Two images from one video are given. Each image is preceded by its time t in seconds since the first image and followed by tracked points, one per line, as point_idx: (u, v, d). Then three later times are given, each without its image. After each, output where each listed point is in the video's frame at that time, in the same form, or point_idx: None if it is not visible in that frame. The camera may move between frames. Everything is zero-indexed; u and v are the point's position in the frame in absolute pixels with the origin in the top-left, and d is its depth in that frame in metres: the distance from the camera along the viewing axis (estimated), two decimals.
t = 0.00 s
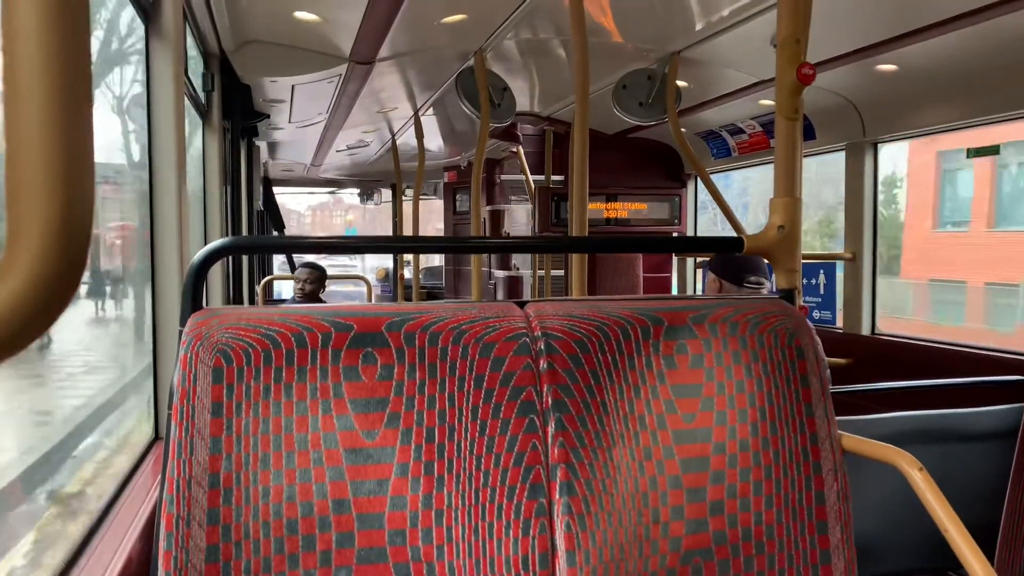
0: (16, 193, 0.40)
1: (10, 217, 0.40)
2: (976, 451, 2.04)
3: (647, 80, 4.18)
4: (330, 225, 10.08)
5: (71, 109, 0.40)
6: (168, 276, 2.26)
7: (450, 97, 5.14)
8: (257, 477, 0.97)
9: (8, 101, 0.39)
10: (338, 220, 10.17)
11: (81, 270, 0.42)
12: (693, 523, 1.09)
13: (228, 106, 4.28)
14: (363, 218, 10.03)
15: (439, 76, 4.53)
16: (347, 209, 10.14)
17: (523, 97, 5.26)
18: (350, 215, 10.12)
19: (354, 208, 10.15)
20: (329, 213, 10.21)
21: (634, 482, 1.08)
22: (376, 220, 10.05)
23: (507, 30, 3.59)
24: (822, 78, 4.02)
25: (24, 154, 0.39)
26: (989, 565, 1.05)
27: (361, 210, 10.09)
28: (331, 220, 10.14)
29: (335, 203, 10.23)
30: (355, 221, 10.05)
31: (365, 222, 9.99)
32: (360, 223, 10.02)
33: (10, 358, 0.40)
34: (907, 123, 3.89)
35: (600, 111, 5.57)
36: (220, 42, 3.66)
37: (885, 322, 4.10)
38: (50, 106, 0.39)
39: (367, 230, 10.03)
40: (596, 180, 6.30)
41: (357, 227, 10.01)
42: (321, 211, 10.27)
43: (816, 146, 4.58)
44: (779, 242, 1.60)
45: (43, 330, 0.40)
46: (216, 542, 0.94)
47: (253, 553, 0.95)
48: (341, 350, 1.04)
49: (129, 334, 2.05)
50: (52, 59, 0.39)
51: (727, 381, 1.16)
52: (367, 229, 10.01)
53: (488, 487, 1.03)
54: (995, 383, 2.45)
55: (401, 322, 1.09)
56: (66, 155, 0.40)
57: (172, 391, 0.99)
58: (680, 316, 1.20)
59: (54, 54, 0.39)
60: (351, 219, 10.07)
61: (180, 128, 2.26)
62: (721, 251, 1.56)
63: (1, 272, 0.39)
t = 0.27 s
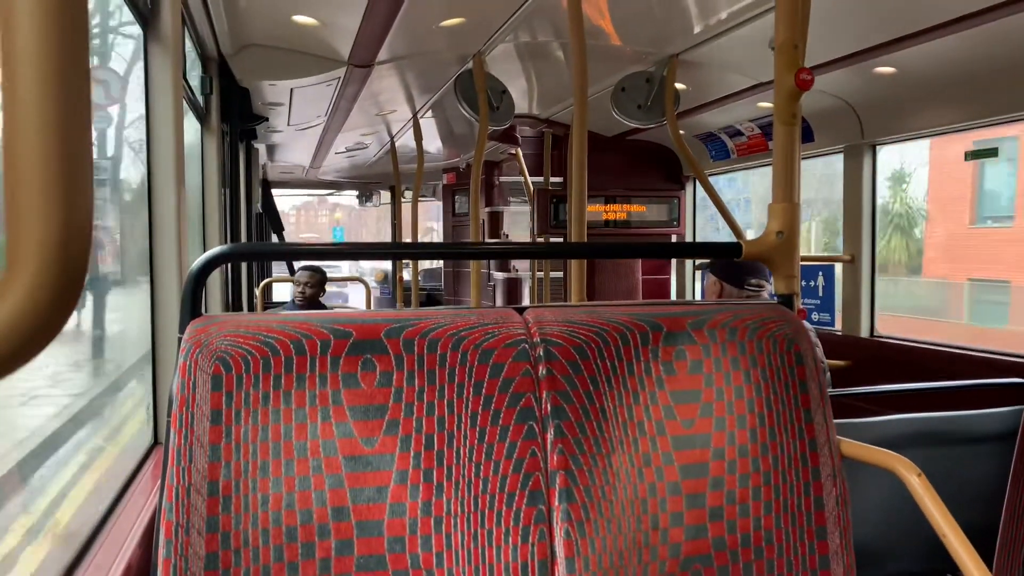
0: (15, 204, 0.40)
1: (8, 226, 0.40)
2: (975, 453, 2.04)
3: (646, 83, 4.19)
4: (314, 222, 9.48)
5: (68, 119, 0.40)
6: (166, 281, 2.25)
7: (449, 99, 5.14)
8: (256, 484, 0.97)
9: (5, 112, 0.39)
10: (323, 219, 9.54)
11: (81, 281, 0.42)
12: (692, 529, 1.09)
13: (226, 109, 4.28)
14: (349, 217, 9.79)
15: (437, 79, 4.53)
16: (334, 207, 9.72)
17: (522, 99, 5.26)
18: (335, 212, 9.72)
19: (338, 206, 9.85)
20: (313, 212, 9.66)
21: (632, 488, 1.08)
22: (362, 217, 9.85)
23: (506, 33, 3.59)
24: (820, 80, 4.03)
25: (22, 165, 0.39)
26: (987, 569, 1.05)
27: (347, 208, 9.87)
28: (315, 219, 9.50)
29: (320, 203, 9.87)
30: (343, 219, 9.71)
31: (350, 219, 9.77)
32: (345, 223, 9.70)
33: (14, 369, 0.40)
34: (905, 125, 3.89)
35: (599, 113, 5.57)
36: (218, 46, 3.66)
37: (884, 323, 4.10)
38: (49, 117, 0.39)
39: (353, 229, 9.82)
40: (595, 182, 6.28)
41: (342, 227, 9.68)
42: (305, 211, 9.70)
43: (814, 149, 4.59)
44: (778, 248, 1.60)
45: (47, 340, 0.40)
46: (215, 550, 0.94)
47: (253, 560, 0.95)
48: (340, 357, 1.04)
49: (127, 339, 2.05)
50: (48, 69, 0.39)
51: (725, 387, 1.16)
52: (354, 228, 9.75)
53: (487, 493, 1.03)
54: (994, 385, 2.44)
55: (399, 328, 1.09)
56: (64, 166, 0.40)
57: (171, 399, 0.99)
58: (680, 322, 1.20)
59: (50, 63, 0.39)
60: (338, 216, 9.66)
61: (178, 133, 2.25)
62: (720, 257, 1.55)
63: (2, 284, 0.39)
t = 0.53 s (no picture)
0: (13, 202, 0.40)
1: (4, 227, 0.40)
2: (975, 452, 2.04)
3: (646, 82, 4.19)
4: (302, 221, 9.90)
5: (66, 117, 0.40)
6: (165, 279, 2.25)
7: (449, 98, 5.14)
8: (255, 483, 0.97)
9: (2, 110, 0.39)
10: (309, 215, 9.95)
11: (79, 279, 0.42)
12: (691, 529, 1.09)
13: (227, 108, 4.28)
14: (337, 213, 9.91)
15: (438, 78, 4.53)
16: (321, 203, 9.94)
17: (522, 98, 5.26)
18: (322, 208, 9.96)
19: (325, 202, 10.00)
20: (300, 209, 10.06)
21: (632, 488, 1.08)
22: (351, 212, 10.04)
23: (506, 32, 3.59)
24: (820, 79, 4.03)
25: (20, 163, 0.39)
26: (986, 569, 1.06)
27: (335, 204, 9.99)
28: (303, 216, 9.92)
29: (307, 199, 10.14)
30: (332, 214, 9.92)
31: (338, 215, 9.87)
32: (334, 219, 9.89)
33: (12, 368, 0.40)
34: (905, 124, 3.89)
35: (599, 113, 5.57)
36: (218, 44, 3.66)
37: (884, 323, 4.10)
38: (46, 115, 0.39)
39: (341, 226, 9.84)
40: (596, 182, 6.26)
41: (331, 222, 9.81)
42: (291, 208, 10.14)
43: (813, 148, 4.59)
44: (777, 247, 1.60)
45: (45, 339, 0.40)
46: (214, 548, 0.94)
47: (252, 559, 0.95)
48: (339, 356, 1.04)
49: (127, 338, 2.05)
50: (45, 67, 0.39)
51: (725, 386, 1.16)
52: (342, 224, 9.90)
53: (486, 492, 1.03)
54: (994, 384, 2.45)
55: (399, 327, 1.09)
56: (62, 164, 0.40)
57: (170, 398, 0.99)
58: (679, 321, 1.20)
59: (47, 60, 0.39)
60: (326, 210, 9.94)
61: (178, 132, 2.26)
62: (720, 256, 1.55)
63: None
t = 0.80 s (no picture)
0: (14, 201, 0.39)
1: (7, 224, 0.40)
2: (975, 452, 2.04)
3: (646, 81, 4.18)
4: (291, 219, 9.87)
5: (68, 116, 0.40)
6: (165, 278, 2.25)
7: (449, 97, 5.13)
8: (255, 482, 0.97)
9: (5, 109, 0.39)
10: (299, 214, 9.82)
11: (81, 278, 0.41)
12: (691, 528, 1.09)
13: (227, 106, 4.28)
14: (328, 209, 9.82)
15: (438, 77, 4.53)
16: (311, 199, 9.85)
17: (523, 97, 5.26)
18: (311, 205, 9.86)
19: (315, 199, 9.95)
20: (290, 207, 10.03)
21: (631, 487, 1.08)
22: (340, 209, 9.87)
23: (507, 30, 3.59)
24: (821, 79, 4.02)
25: (23, 162, 0.39)
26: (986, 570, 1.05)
27: (324, 201, 9.89)
28: (292, 213, 9.86)
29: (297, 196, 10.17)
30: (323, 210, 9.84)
31: (329, 212, 9.76)
32: (325, 215, 9.76)
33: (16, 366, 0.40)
34: (906, 124, 3.89)
35: (599, 111, 5.56)
36: (219, 42, 3.65)
37: (885, 323, 4.10)
38: (49, 110, 0.39)
39: (331, 223, 9.70)
40: (597, 181, 6.27)
41: (321, 219, 9.67)
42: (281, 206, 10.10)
43: (814, 148, 4.58)
44: (778, 247, 1.59)
45: (47, 339, 0.40)
46: (215, 547, 0.94)
47: (252, 558, 0.95)
48: (340, 355, 1.04)
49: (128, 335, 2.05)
50: (47, 65, 0.39)
51: (725, 386, 1.16)
52: (333, 221, 9.76)
53: (486, 492, 1.03)
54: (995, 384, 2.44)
55: (399, 326, 1.09)
56: (64, 160, 0.40)
57: (170, 397, 0.99)
58: (679, 321, 1.20)
59: (50, 59, 0.39)
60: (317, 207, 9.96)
61: (178, 130, 2.25)
62: (720, 256, 1.55)
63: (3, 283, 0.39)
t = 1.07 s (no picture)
0: (14, 196, 0.39)
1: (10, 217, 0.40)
2: (974, 452, 2.04)
3: (647, 80, 4.18)
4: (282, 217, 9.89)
5: (69, 110, 0.40)
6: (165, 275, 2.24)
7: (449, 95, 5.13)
8: (255, 479, 0.97)
9: (7, 105, 0.39)
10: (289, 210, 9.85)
11: (82, 274, 0.41)
12: (691, 526, 1.09)
13: (227, 104, 4.27)
14: (320, 206, 9.85)
15: (438, 75, 4.53)
16: (302, 197, 9.86)
17: (523, 95, 5.26)
18: (304, 201, 9.83)
19: (307, 197, 9.91)
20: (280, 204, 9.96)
21: (631, 486, 1.08)
22: (332, 206, 10.03)
23: (507, 28, 3.58)
24: (821, 78, 4.02)
25: (24, 156, 0.39)
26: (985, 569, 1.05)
27: (316, 198, 9.94)
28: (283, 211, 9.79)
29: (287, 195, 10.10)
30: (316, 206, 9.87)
31: (321, 209, 9.84)
32: (318, 212, 9.81)
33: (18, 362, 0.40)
34: (906, 123, 3.89)
35: (599, 110, 5.56)
36: (219, 39, 3.65)
37: (884, 322, 4.10)
38: (52, 103, 0.39)
39: (324, 220, 9.82)
40: (597, 180, 6.28)
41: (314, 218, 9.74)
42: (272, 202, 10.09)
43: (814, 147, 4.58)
44: (778, 246, 1.60)
45: (48, 334, 0.40)
46: (214, 544, 0.94)
47: (251, 555, 0.95)
48: (340, 353, 1.04)
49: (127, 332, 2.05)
50: (49, 60, 0.39)
51: (725, 384, 1.16)
52: (325, 218, 9.87)
53: (486, 490, 1.03)
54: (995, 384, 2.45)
55: (399, 324, 1.09)
56: (65, 155, 0.40)
57: (170, 393, 0.99)
58: (679, 319, 1.20)
59: (52, 54, 0.39)
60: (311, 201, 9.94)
61: (179, 128, 2.25)
62: (719, 254, 1.55)
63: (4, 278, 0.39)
